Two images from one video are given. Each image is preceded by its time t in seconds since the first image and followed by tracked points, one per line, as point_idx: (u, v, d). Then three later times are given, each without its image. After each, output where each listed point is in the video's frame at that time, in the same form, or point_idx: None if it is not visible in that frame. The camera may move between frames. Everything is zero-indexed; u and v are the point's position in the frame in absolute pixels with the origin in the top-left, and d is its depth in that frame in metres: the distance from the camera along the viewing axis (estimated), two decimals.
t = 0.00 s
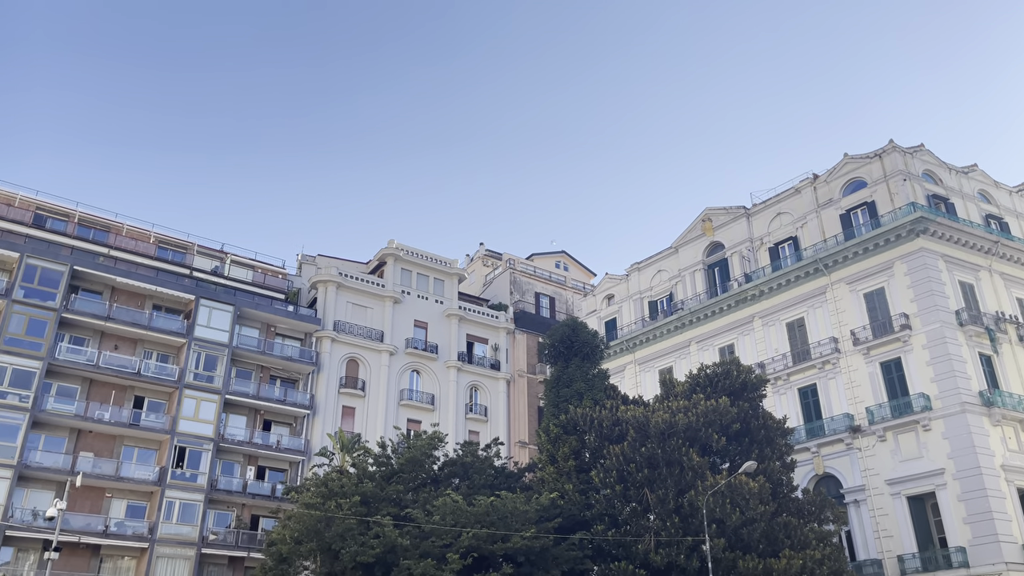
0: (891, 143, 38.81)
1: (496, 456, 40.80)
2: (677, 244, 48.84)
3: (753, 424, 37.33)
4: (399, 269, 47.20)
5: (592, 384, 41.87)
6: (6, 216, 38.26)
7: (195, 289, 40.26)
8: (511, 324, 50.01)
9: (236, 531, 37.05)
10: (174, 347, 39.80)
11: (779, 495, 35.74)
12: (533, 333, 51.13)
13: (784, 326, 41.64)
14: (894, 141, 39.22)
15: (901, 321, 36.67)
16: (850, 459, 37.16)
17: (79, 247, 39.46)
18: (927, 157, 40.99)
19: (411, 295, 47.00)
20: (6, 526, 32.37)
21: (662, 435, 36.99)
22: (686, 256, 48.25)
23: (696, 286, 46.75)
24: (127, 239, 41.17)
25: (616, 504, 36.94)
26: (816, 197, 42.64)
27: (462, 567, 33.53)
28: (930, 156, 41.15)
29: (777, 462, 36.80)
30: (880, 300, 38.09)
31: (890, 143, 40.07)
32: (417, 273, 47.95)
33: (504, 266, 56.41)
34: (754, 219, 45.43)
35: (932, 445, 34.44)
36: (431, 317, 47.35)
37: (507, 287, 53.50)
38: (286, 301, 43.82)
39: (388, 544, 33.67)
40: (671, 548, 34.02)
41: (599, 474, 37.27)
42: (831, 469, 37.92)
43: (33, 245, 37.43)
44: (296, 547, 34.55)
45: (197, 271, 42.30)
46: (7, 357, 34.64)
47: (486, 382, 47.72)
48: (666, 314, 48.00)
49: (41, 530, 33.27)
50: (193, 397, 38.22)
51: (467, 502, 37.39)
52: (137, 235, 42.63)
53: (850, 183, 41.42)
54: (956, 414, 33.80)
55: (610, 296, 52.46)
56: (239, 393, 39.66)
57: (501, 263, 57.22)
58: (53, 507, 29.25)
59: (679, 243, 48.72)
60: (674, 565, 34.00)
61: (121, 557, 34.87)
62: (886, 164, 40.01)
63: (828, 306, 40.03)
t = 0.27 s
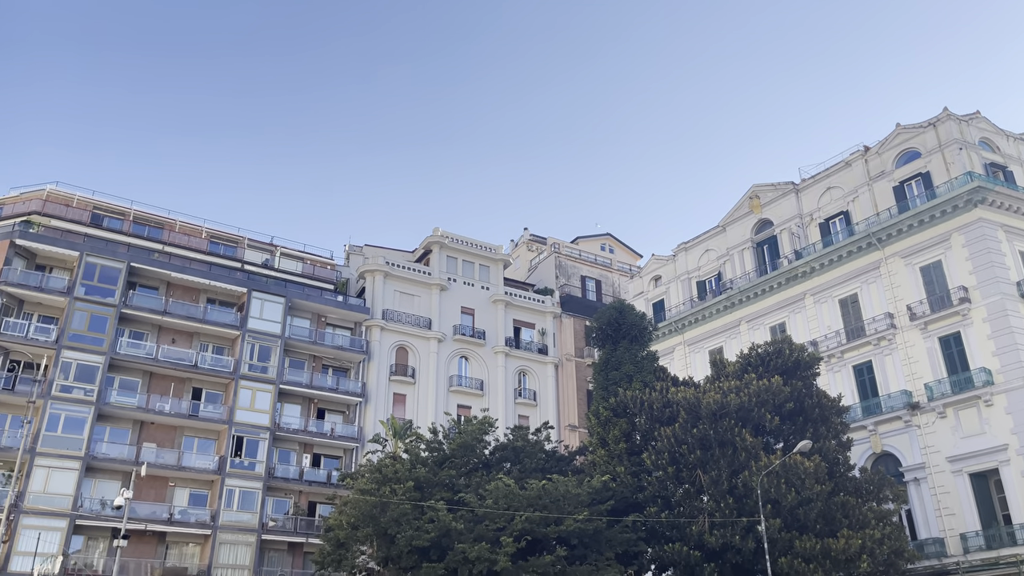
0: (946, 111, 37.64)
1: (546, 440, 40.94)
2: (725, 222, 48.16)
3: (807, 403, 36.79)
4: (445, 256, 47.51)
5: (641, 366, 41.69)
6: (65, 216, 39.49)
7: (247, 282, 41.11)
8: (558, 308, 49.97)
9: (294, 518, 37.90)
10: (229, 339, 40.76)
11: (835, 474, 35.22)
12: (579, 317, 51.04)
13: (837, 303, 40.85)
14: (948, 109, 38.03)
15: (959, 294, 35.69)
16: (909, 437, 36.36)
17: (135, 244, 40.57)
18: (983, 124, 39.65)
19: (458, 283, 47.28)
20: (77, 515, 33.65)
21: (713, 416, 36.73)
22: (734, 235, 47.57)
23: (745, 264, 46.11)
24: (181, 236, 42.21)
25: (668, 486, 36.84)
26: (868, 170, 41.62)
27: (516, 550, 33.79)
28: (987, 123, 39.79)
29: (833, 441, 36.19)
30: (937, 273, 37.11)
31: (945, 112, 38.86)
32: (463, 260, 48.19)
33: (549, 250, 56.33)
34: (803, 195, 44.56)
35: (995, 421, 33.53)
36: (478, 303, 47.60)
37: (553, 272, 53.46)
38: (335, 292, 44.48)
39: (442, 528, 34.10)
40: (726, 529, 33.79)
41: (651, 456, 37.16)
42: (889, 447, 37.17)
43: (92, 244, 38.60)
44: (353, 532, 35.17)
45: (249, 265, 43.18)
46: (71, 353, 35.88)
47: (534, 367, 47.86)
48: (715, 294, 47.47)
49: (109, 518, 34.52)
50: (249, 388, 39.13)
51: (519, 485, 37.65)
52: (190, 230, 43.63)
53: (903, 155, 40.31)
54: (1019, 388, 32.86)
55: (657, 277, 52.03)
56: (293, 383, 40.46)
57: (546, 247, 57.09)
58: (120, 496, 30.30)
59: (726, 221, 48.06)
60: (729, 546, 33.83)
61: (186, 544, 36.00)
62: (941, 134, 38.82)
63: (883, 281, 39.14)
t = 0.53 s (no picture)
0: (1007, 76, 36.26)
1: (600, 425, 40.88)
2: (776, 200, 47.26)
3: (866, 382, 36.01)
4: (493, 244, 47.62)
5: (694, 349, 41.29)
6: (124, 217, 40.67)
7: (300, 276, 41.84)
8: (608, 293, 49.74)
9: (354, 505, 38.60)
10: (285, 332, 41.58)
11: (898, 454, 34.44)
12: (630, 301, 50.73)
13: (896, 279, 39.81)
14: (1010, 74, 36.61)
15: None
16: (975, 414, 35.34)
17: (192, 242, 41.59)
18: None
19: (506, 270, 47.38)
20: (146, 505, 34.82)
21: (769, 398, 36.22)
22: (787, 212, 46.66)
23: (798, 243, 45.23)
24: (234, 232, 43.11)
25: (724, 469, 36.39)
26: (925, 141, 40.36)
27: (573, 535, 33.88)
28: None
29: (894, 421, 35.36)
30: (1001, 245, 35.89)
31: (1006, 77, 37.43)
32: (511, 247, 48.26)
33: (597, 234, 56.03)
34: (858, 169, 43.44)
35: None
36: (527, 290, 47.66)
37: (602, 256, 53.18)
38: (386, 282, 44.98)
39: (498, 514, 34.36)
40: (785, 511, 33.35)
41: (707, 439, 36.84)
42: (954, 426, 36.19)
43: (151, 243, 39.70)
44: (411, 518, 35.65)
45: (301, 259, 43.91)
46: (135, 349, 37.04)
47: (586, 352, 47.77)
48: (768, 273, 46.69)
49: (177, 508, 35.64)
50: (305, 379, 39.91)
51: (574, 470, 37.70)
52: (243, 227, 44.55)
53: (962, 124, 38.97)
54: None
55: (708, 258, 51.37)
56: (347, 373, 41.13)
57: (594, 232, 56.77)
58: (186, 487, 31.26)
59: (778, 199, 47.15)
60: (789, 528, 33.41)
61: (250, 532, 36.98)
62: (1002, 100, 37.43)
63: (943, 255, 37.99)
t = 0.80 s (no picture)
0: None
1: (658, 410, 40.55)
2: (834, 176, 46.01)
3: (934, 361, 34.94)
4: (544, 232, 47.53)
5: (751, 331, 40.59)
6: (184, 217, 41.76)
7: (355, 270, 42.43)
8: (662, 277, 49.20)
9: (414, 494, 39.11)
10: (342, 325, 42.26)
11: (969, 434, 33.35)
12: (685, 284, 50.14)
13: (963, 254, 38.45)
14: None
15: None
16: None
17: (249, 240, 42.53)
18: None
19: (558, 257, 47.25)
20: (215, 497, 35.85)
21: (832, 379, 35.43)
22: (845, 188, 45.42)
23: (858, 220, 44.02)
24: (290, 229, 43.92)
25: (787, 453, 35.81)
26: (990, 109, 38.79)
27: (633, 521, 33.71)
28: None
29: (965, 400, 34.34)
30: None
31: None
32: (562, 235, 48.09)
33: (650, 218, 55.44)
34: (919, 141, 42.01)
35: None
36: (580, 277, 47.47)
37: (655, 240, 52.63)
38: (440, 274, 45.31)
39: (558, 501, 34.39)
40: (851, 495, 32.63)
41: (768, 423, 36.23)
42: None
43: (211, 242, 40.71)
44: (471, 507, 35.92)
45: (355, 253, 44.52)
46: (199, 346, 38.09)
47: (641, 337, 47.40)
48: (827, 252, 45.57)
49: (244, 499, 36.60)
50: (363, 371, 40.53)
51: (632, 457, 37.51)
52: (299, 223, 45.33)
53: None
54: None
55: (764, 239, 50.37)
56: (404, 364, 41.62)
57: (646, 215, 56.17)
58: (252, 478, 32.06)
59: (836, 175, 45.93)
60: (856, 512, 32.70)
61: (315, 522, 37.79)
62: None
63: (1013, 228, 36.52)
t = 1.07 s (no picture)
0: None
1: (720, 395, 40.01)
2: (899, 151, 44.54)
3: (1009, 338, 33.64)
4: (599, 219, 47.25)
5: (815, 313, 39.68)
6: (246, 217, 42.79)
7: (412, 263, 42.90)
8: (721, 261, 48.42)
9: (477, 484, 39.47)
10: (401, 319, 42.79)
11: None
12: (744, 267, 49.27)
13: None
14: None
15: None
16: None
17: (309, 238, 43.36)
18: None
19: (614, 244, 46.92)
20: (284, 489, 36.78)
21: (901, 360, 34.42)
22: (910, 163, 43.93)
23: (925, 195, 42.56)
24: (348, 225, 44.63)
25: (856, 436, 35.19)
26: None
27: (698, 508, 33.37)
28: None
29: None
30: None
31: None
32: (617, 221, 47.73)
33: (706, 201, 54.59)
34: (988, 111, 40.34)
35: None
36: (637, 263, 47.06)
37: (712, 223, 51.82)
38: (495, 265, 45.49)
39: (621, 489, 34.25)
40: (925, 479, 31.71)
41: (834, 406, 35.43)
42: None
43: (271, 241, 41.64)
44: (534, 495, 36.02)
45: (411, 246, 44.99)
46: (264, 342, 39.05)
47: (701, 322, 46.79)
48: (892, 229, 44.20)
49: (312, 491, 37.45)
50: (423, 363, 41.03)
51: (695, 443, 37.12)
52: (356, 219, 46.00)
53: None
54: None
55: (826, 218, 49.11)
56: (463, 356, 41.97)
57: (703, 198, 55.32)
58: (319, 471, 32.75)
59: (900, 150, 44.46)
60: (931, 495, 31.77)
61: (381, 512, 38.43)
62: None
63: None
